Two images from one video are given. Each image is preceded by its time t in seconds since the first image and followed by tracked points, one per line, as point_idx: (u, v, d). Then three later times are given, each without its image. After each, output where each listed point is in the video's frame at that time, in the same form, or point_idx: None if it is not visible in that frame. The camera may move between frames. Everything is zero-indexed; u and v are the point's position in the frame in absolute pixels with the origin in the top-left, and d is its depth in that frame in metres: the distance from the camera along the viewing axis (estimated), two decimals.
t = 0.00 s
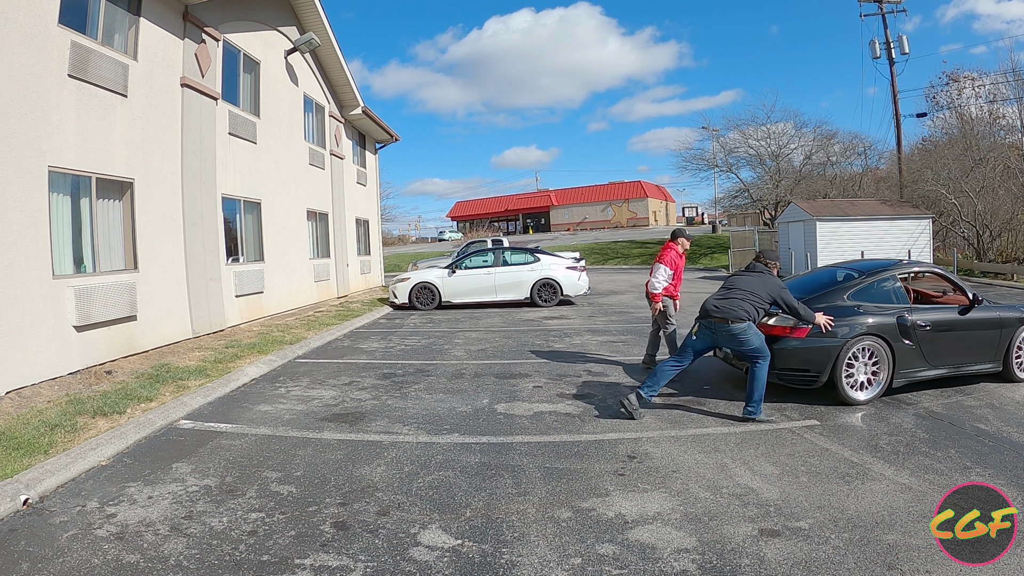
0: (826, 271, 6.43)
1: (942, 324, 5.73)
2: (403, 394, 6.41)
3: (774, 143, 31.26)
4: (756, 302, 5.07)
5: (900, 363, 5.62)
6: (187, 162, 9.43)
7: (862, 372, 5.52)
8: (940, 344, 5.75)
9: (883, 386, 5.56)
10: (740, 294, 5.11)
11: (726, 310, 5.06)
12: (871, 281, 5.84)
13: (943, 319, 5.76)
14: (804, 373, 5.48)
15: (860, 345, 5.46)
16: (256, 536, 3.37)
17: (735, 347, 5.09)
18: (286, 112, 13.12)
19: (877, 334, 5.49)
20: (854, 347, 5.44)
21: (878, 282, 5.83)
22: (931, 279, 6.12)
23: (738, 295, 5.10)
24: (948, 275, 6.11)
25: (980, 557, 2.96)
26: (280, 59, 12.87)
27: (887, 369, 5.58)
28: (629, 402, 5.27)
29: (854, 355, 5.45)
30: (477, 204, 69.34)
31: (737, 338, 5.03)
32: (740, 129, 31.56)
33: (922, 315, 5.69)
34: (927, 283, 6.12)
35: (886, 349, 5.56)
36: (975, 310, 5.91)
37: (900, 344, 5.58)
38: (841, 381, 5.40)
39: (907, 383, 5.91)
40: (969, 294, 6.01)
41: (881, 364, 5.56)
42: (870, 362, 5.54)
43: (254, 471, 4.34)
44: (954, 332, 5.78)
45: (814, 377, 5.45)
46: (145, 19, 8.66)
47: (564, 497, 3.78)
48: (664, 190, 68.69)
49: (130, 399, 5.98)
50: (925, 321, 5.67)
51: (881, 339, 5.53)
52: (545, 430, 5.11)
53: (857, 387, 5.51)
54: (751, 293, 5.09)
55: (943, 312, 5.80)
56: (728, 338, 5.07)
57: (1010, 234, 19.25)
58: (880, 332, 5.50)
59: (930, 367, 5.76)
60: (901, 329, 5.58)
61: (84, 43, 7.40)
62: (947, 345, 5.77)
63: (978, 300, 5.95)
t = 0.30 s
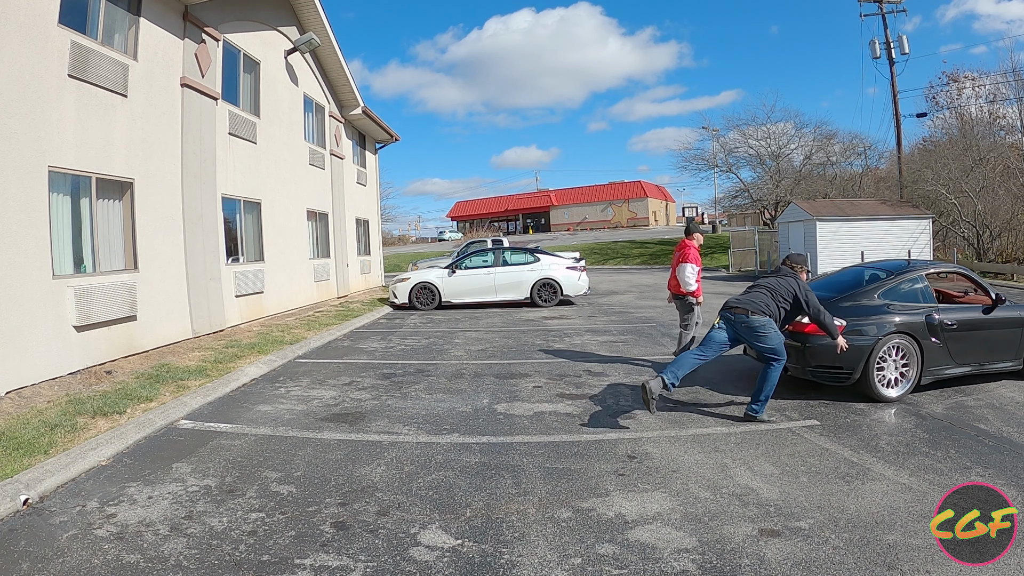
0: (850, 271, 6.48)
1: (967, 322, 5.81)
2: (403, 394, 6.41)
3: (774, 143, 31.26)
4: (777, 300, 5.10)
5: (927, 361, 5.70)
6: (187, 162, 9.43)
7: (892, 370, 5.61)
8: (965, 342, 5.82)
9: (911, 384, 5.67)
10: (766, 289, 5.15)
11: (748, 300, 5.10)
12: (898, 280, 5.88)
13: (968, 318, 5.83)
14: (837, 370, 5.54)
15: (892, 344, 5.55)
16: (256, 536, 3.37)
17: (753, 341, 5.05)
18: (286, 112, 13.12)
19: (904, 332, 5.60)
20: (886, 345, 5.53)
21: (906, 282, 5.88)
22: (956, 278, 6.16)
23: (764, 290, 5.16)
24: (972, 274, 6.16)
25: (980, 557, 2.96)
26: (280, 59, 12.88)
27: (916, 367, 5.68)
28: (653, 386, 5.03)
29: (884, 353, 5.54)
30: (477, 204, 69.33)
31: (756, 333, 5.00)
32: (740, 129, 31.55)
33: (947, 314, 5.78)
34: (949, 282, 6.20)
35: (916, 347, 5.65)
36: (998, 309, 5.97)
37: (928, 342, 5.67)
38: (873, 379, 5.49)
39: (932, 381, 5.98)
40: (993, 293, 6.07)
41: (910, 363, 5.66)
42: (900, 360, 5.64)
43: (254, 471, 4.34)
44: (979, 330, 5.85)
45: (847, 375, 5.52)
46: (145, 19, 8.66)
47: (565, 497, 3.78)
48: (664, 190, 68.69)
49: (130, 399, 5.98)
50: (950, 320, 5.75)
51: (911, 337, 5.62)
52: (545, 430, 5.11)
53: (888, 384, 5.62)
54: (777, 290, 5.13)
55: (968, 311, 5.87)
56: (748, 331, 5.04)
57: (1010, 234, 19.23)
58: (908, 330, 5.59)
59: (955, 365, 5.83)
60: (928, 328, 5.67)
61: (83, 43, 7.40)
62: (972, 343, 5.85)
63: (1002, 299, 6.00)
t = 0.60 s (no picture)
0: (881, 270, 6.60)
1: (998, 320, 5.92)
2: (403, 394, 6.41)
3: (774, 143, 31.22)
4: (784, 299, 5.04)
5: (960, 357, 5.83)
6: (187, 162, 9.43)
7: (929, 365, 5.74)
8: (997, 339, 5.94)
9: (947, 379, 5.80)
10: (774, 286, 5.05)
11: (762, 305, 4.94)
12: (931, 279, 6.00)
13: (998, 315, 5.94)
14: (877, 366, 5.66)
15: (929, 340, 5.69)
16: (256, 536, 3.37)
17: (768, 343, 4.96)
18: (286, 112, 13.12)
19: (939, 328, 5.73)
20: (924, 342, 5.67)
21: (938, 280, 5.99)
22: (987, 278, 6.26)
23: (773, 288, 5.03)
24: (1001, 273, 6.26)
25: (980, 557, 2.96)
26: (280, 59, 12.88)
27: (951, 363, 5.81)
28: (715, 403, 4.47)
29: (920, 349, 5.67)
30: (477, 204, 69.29)
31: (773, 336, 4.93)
32: (740, 129, 31.53)
33: (979, 312, 5.90)
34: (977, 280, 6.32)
35: (950, 343, 5.78)
36: None
37: (962, 339, 5.79)
38: (911, 374, 5.63)
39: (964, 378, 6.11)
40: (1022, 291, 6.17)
41: (946, 358, 5.79)
42: (937, 356, 5.77)
43: (254, 471, 4.34)
44: (1009, 327, 5.97)
45: (887, 371, 5.65)
46: (145, 19, 8.66)
47: (565, 497, 3.78)
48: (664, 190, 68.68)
49: (130, 399, 5.98)
50: (983, 317, 5.87)
51: (947, 334, 5.76)
52: (545, 430, 5.11)
53: (926, 379, 5.75)
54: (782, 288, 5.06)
55: (998, 309, 5.98)
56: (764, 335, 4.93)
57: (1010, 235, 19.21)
58: (943, 327, 5.73)
59: (987, 361, 5.95)
60: (961, 325, 5.80)
61: (84, 43, 7.40)
62: (1004, 340, 5.97)
63: None
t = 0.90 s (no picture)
0: (917, 270, 6.83)
1: None
2: (403, 394, 6.41)
3: (774, 143, 31.17)
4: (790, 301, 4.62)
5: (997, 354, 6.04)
6: (187, 162, 9.43)
7: (970, 360, 5.92)
8: None
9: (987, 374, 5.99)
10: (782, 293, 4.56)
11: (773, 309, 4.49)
12: (965, 280, 6.22)
13: None
14: (923, 362, 5.84)
15: (970, 337, 5.90)
16: (256, 536, 3.37)
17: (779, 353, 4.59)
18: (286, 112, 13.13)
19: (978, 326, 5.94)
20: (967, 338, 5.87)
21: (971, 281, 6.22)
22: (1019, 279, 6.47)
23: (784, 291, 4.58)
24: None
25: (980, 557, 2.96)
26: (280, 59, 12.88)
27: (990, 359, 6.01)
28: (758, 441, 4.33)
29: (964, 345, 5.86)
30: (477, 204, 69.29)
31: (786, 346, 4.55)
32: (740, 129, 31.54)
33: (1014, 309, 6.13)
34: (1009, 280, 6.47)
35: (989, 340, 6.00)
36: None
37: (1000, 336, 6.01)
38: (955, 369, 5.81)
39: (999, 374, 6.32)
40: None
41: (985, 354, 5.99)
42: (977, 352, 5.96)
43: (254, 471, 4.34)
44: None
45: (932, 366, 5.83)
46: (145, 19, 8.66)
47: (565, 497, 3.78)
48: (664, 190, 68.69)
49: (130, 399, 5.98)
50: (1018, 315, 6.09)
51: (986, 331, 5.97)
52: (545, 430, 5.11)
53: (968, 374, 5.93)
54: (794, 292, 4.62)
55: None
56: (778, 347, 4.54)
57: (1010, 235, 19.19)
58: (982, 325, 5.94)
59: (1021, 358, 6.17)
60: (999, 323, 6.02)
61: (84, 43, 7.40)
62: None
63: None
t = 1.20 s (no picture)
0: (944, 272, 6.97)
1: None
2: (403, 394, 6.41)
3: (774, 143, 31.08)
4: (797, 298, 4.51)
5: None
6: (187, 162, 9.43)
7: (1007, 356, 6.09)
8: None
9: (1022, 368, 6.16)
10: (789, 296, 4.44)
11: (778, 310, 4.39)
12: (996, 280, 6.36)
13: None
14: (965, 358, 5.99)
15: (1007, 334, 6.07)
16: (256, 536, 3.37)
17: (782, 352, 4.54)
18: (286, 112, 13.13)
19: (1013, 323, 6.12)
20: (1004, 335, 6.05)
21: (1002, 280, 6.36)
22: None
23: (787, 285, 4.44)
24: None
25: (980, 557, 2.96)
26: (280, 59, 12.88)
27: None
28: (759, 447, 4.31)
29: (1002, 341, 6.04)
30: (477, 204, 69.28)
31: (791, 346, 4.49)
32: (740, 129, 31.54)
33: None
34: None
35: None
36: None
37: None
38: (995, 365, 5.97)
39: None
40: None
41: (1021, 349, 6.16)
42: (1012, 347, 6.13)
43: (254, 471, 4.34)
44: None
45: (972, 362, 5.98)
46: (145, 19, 8.66)
47: (565, 497, 3.78)
48: (664, 190, 68.71)
49: (130, 399, 5.98)
50: None
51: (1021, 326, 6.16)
52: (545, 430, 5.11)
53: (1006, 369, 6.09)
54: (797, 284, 4.48)
55: None
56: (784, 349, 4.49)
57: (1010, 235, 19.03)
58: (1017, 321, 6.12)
59: None
60: None
61: (83, 43, 7.40)
62: None
63: None
